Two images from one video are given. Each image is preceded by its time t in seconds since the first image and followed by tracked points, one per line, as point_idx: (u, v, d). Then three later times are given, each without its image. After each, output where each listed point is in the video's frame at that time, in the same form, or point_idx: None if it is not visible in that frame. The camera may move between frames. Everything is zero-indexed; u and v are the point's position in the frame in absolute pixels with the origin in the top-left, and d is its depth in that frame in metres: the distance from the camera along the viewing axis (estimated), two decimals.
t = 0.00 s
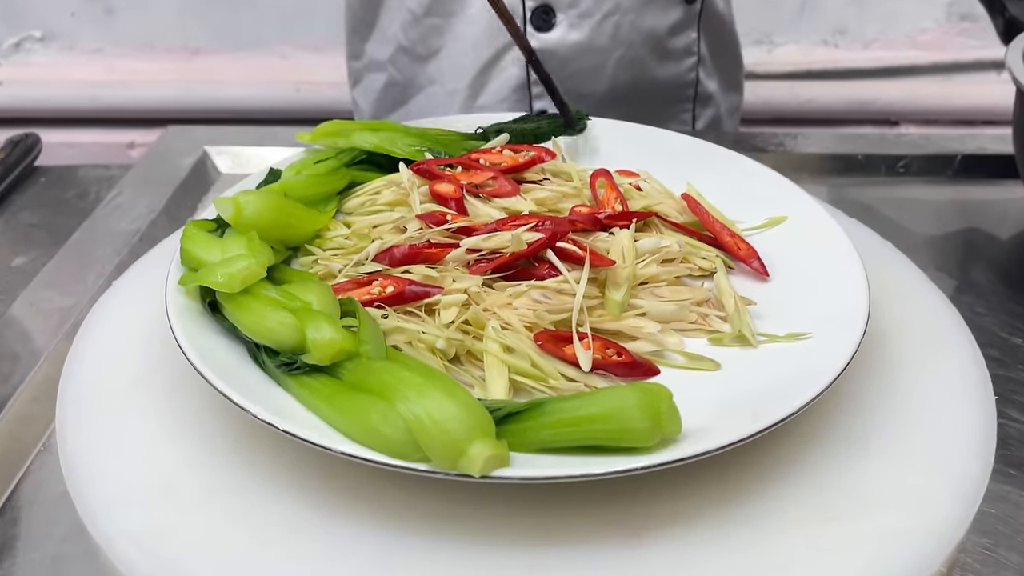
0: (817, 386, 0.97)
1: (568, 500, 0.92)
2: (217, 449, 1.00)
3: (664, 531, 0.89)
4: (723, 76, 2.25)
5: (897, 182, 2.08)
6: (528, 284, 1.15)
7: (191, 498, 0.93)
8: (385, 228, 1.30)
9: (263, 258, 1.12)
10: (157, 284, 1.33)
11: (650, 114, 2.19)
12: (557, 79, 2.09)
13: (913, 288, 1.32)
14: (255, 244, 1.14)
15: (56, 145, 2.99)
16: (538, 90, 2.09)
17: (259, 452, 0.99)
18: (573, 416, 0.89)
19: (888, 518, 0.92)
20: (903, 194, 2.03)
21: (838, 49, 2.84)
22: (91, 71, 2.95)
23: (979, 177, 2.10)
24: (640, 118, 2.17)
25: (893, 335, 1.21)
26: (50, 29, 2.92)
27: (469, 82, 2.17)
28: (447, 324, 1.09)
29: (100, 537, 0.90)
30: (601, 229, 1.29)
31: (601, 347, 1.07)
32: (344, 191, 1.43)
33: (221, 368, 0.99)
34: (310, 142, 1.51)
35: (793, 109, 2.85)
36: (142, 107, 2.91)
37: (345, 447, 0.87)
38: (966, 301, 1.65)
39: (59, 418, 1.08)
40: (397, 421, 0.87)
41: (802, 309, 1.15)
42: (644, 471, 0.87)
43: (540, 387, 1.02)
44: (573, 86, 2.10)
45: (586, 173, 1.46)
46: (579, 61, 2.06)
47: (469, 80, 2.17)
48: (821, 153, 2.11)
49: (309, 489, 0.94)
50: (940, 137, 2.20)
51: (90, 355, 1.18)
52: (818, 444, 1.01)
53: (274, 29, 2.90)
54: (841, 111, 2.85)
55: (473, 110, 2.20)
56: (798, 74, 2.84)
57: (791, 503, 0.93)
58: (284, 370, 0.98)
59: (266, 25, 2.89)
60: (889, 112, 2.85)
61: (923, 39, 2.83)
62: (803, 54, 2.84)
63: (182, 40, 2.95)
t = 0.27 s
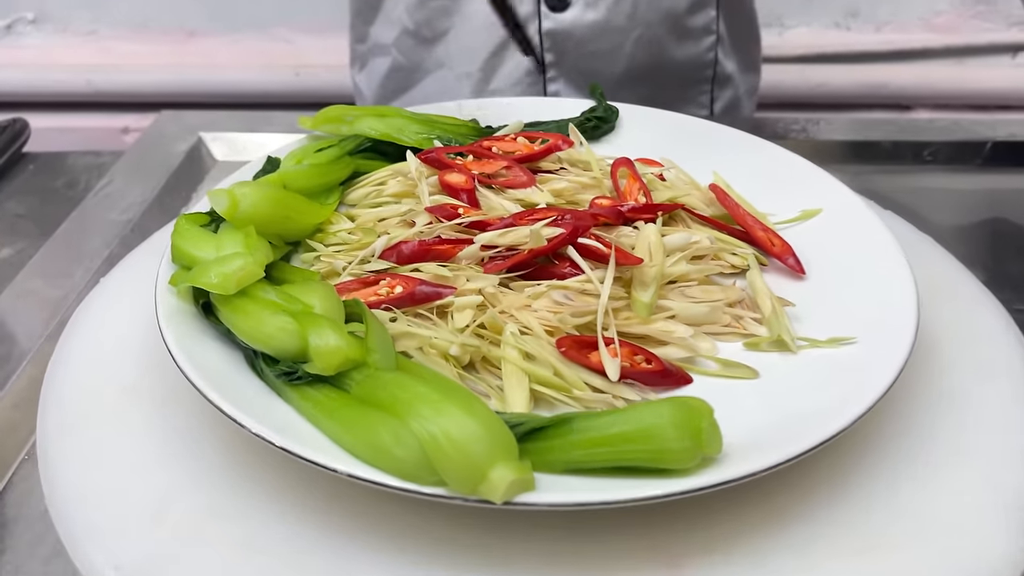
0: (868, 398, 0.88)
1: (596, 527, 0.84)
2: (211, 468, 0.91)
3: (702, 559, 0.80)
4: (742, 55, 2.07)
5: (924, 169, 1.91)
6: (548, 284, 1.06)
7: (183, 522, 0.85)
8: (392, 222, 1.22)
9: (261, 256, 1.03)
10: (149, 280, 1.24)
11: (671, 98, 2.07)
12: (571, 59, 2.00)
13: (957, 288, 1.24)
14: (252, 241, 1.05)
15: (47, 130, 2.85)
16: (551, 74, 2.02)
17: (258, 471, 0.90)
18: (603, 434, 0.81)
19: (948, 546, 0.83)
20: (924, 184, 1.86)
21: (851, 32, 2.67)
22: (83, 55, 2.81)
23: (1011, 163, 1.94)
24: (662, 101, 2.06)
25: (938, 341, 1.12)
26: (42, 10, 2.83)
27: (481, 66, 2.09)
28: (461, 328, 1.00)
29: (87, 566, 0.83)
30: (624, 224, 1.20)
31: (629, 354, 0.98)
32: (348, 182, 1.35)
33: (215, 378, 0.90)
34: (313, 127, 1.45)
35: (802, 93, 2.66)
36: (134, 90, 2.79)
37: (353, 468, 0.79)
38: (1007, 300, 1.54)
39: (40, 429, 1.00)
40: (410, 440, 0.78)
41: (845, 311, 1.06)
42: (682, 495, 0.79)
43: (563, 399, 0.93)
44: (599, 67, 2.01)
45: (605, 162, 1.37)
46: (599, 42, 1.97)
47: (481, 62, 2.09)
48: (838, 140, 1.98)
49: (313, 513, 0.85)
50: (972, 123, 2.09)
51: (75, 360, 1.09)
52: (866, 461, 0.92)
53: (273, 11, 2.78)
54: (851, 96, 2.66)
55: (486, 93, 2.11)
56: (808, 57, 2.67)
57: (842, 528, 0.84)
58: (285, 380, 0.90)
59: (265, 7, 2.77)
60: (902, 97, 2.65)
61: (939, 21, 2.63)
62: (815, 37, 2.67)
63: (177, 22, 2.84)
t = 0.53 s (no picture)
0: (894, 394, 0.86)
1: (612, 527, 0.81)
2: (219, 462, 0.88)
3: (723, 560, 0.78)
4: (751, 38, 2.02)
5: (940, 153, 1.86)
6: (563, 274, 1.03)
7: (191, 518, 0.82)
8: (402, 209, 1.18)
9: (268, 245, 1.00)
10: (152, 267, 1.21)
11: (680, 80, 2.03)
12: (577, 38, 1.97)
13: (979, 277, 1.21)
14: (259, 230, 1.02)
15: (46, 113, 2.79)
16: (553, 55, 2.01)
17: (267, 466, 0.88)
18: (623, 431, 0.79)
19: (976, 545, 0.81)
20: (940, 169, 1.81)
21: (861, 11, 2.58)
22: (85, 36, 2.77)
23: None
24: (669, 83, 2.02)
25: (962, 335, 1.09)
26: None
27: (483, 45, 2.03)
28: (474, 320, 0.97)
29: (93, 563, 0.80)
30: (639, 211, 1.17)
31: (647, 347, 0.96)
32: (356, 167, 1.31)
33: (222, 371, 0.88)
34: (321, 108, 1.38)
35: (810, 73, 2.62)
36: (134, 73, 2.78)
37: (365, 466, 0.76)
38: None
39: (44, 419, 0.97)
40: (425, 437, 0.76)
41: (869, 302, 1.03)
42: (706, 493, 0.76)
43: (580, 393, 0.90)
44: (604, 48, 1.97)
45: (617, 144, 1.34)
46: (601, 21, 1.94)
47: (483, 42, 2.03)
48: (850, 123, 1.93)
49: (325, 510, 0.83)
50: (989, 106, 2.02)
51: (76, 349, 1.06)
52: (889, 456, 0.90)
53: None
54: (858, 76, 2.61)
55: (486, 75, 2.07)
56: (819, 37, 2.59)
57: (866, 526, 0.82)
58: (294, 374, 0.87)
59: None
60: (912, 79, 2.60)
61: None
62: (824, 17, 2.58)
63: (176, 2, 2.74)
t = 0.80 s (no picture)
0: (882, 411, 0.84)
1: (589, 552, 0.79)
2: (188, 483, 0.87)
3: None
4: (752, 30, 1.96)
5: (937, 151, 1.82)
6: (545, 284, 1.01)
7: (159, 542, 0.80)
8: (382, 215, 1.16)
9: (242, 255, 0.97)
10: (128, 276, 1.19)
11: (677, 76, 1.99)
12: (570, 33, 1.94)
13: (972, 284, 1.19)
14: (232, 239, 0.99)
15: (34, 106, 2.74)
16: (547, 50, 1.98)
17: (238, 487, 0.86)
18: (601, 453, 0.76)
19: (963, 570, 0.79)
20: (937, 168, 1.77)
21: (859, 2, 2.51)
22: (72, 27, 2.65)
23: None
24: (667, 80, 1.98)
25: (954, 350, 1.06)
26: None
27: (475, 42, 2.00)
28: (453, 333, 0.95)
29: None
30: (624, 217, 1.14)
31: (630, 361, 0.94)
32: (337, 171, 1.29)
33: (192, 389, 0.85)
34: (302, 116, 1.37)
35: (809, 64, 2.58)
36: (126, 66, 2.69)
37: (335, 489, 0.74)
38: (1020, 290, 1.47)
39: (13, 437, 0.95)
40: (395, 460, 0.73)
41: (858, 313, 1.01)
42: (685, 518, 0.74)
43: (560, 409, 0.88)
44: (596, 42, 1.94)
45: (604, 147, 1.32)
46: (596, 17, 1.91)
47: (474, 39, 2.00)
48: (841, 120, 1.89)
49: (296, 533, 0.81)
50: (987, 104, 1.97)
51: (48, 364, 1.04)
52: (876, 475, 0.88)
53: None
54: (854, 70, 2.58)
55: (475, 71, 2.03)
56: (818, 29, 2.55)
57: (851, 550, 0.80)
58: (265, 391, 0.85)
59: None
60: (910, 72, 2.57)
61: None
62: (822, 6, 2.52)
63: None
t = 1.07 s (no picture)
0: (885, 402, 0.82)
1: (589, 545, 0.78)
2: (183, 475, 0.85)
3: None
4: (755, 15, 1.92)
5: (941, 141, 1.80)
6: (545, 274, 0.99)
7: (155, 535, 0.79)
8: (379, 204, 1.15)
9: (236, 245, 0.96)
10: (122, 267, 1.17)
11: (678, 64, 1.96)
12: (566, 21, 1.92)
13: (976, 274, 1.17)
14: (227, 229, 0.98)
15: (32, 98, 2.71)
16: (543, 37, 1.96)
17: (234, 479, 0.85)
18: (601, 445, 0.75)
19: (971, 563, 0.77)
20: (942, 158, 1.76)
21: None
22: (70, 19, 2.64)
23: None
24: (667, 67, 1.95)
25: (959, 339, 1.05)
26: None
27: (469, 28, 1.98)
28: (450, 323, 0.93)
29: None
30: (624, 206, 1.13)
31: (630, 351, 0.92)
32: (334, 161, 1.27)
33: (187, 380, 0.84)
34: (299, 105, 1.36)
35: (811, 54, 2.57)
36: (120, 57, 2.66)
37: (331, 481, 0.73)
38: None
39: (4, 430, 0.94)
40: (392, 452, 0.72)
41: (861, 303, 0.99)
42: (687, 510, 0.73)
43: (559, 400, 0.87)
44: (592, 31, 1.92)
45: (605, 135, 1.31)
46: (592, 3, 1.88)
47: (469, 27, 1.97)
48: (843, 108, 1.86)
49: (294, 526, 0.80)
50: (990, 93, 1.92)
51: (41, 355, 1.03)
52: (881, 466, 0.86)
53: None
54: (855, 60, 2.56)
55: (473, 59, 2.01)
56: (815, 20, 2.53)
57: (857, 541, 0.78)
58: (260, 382, 0.84)
59: None
60: (912, 61, 2.54)
61: None
62: None
63: None
